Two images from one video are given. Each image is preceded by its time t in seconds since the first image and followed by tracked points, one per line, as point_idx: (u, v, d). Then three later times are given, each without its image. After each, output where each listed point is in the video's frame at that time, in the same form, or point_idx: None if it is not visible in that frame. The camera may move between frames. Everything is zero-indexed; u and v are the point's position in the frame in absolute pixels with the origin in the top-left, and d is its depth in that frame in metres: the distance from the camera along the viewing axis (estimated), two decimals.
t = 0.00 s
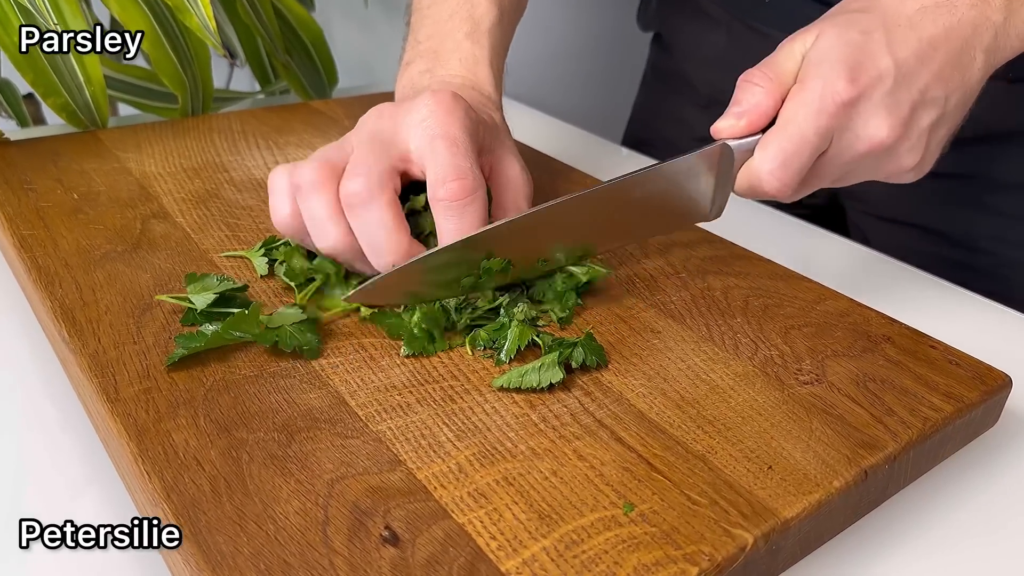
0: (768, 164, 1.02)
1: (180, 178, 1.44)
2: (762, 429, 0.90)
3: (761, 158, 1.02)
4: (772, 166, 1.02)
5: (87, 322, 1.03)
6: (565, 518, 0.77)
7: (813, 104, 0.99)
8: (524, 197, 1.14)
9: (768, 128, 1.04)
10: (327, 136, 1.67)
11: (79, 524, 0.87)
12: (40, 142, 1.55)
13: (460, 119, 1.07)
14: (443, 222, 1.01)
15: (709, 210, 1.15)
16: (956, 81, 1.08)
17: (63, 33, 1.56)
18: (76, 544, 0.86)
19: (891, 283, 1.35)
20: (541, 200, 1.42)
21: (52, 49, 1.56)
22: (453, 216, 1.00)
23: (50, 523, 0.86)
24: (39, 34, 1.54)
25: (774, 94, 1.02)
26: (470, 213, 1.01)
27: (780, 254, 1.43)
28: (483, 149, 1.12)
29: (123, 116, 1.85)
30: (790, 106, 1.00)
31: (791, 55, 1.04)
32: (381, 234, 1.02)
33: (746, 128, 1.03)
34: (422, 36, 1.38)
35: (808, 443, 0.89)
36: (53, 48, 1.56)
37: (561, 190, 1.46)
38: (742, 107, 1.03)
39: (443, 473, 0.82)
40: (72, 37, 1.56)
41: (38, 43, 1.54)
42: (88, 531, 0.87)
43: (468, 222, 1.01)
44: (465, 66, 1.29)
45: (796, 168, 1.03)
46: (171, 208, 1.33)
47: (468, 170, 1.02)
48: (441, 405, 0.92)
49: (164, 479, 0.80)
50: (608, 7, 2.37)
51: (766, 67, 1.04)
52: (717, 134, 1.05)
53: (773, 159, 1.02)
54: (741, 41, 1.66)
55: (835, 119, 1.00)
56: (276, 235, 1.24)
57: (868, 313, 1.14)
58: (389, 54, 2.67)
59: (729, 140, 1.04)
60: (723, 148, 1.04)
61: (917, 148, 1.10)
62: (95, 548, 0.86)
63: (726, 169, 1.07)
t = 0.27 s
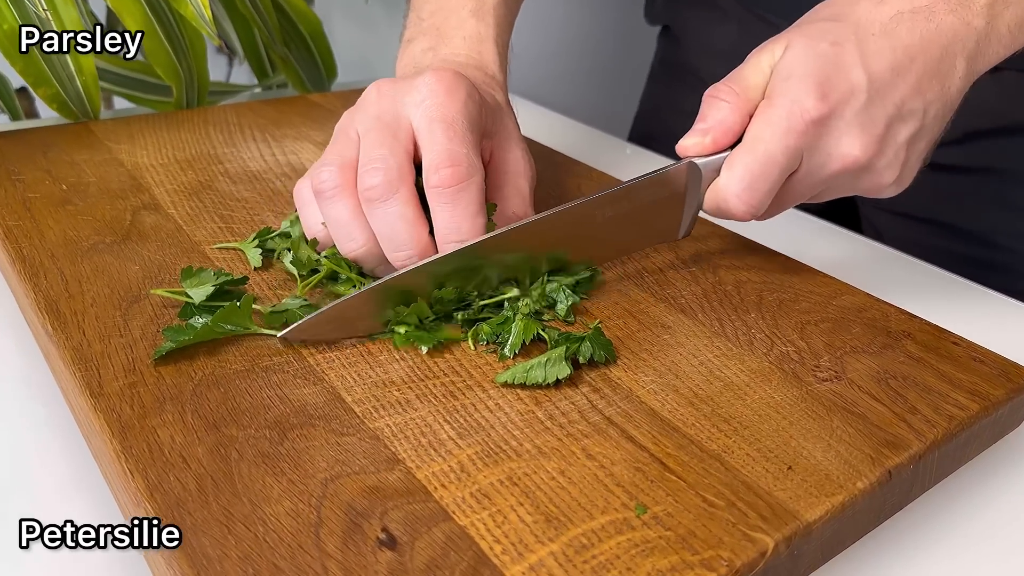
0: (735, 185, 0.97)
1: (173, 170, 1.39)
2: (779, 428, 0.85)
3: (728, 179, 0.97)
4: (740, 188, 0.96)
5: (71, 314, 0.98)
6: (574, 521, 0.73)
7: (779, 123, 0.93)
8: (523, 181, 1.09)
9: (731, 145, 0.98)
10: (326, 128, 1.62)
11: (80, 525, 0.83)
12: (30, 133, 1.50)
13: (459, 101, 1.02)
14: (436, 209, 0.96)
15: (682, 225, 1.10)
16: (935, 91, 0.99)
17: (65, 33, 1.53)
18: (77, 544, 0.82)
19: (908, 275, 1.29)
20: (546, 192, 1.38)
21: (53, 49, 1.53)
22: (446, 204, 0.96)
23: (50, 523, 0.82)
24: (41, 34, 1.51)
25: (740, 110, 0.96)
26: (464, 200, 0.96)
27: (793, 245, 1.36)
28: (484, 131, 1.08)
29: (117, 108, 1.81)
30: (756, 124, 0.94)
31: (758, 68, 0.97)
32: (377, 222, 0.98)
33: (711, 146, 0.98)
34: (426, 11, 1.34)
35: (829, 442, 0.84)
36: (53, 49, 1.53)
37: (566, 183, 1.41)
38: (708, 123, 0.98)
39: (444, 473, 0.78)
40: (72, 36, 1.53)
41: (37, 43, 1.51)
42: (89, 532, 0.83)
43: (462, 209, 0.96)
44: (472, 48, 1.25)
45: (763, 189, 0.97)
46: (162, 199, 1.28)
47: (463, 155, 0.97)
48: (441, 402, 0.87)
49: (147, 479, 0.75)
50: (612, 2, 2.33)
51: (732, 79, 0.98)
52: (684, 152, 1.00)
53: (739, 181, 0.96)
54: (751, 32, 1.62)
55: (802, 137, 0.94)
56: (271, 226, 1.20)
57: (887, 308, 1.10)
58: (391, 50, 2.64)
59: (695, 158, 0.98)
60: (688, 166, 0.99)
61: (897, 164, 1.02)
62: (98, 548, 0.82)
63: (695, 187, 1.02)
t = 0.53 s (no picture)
0: (791, 138, 0.92)
1: (165, 163, 1.35)
2: (798, 431, 0.81)
3: (783, 131, 0.92)
4: (797, 141, 0.92)
5: (54, 309, 0.94)
6: (583, 529, 0.68)
7: (840, 73, 0.90)
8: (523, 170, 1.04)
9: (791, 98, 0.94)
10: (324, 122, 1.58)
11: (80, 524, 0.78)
12: (19, 126, 1.46)
13: (460, 68, 0.99)
14: (429, 176, 0.92)
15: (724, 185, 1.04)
16: (994, 52, 0.99)
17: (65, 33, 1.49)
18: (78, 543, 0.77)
19: (921, 268, 1.25)
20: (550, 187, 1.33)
21: (53, 49, 1.49)
22: (439, 170, 0.92)
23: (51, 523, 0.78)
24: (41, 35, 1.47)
25: (798, 62, 0.93)
26: (458, 165, 0.92)
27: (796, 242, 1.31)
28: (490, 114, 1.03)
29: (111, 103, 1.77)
30: (814, 74, 0.91)
31: (816, 21, 0.94)
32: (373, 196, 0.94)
33: (767, 100, 0.95)
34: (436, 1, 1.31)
35: (851, 446, 0.79)
36: (54, 49, 1.49)
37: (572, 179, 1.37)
38: (764, 75, 0.94)
39: (444, 478, 0.73)
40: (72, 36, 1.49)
41: (38, 44, 1.48)
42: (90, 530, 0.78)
43: (456, 176, 0.92)
44: (484, 35, 1.21)
45: (820, 142, 0.93)
46: (154, 192, 1.24)
47: (458, 120, 0.94)
48: (441, 402, 0.83)
49: (129, 482, 0.70)
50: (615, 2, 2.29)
51: (789, 33, 0.95)
52: (738, 103, 0.96)
53: (797, 132, 0.92)
54: (762, 25, 1.58)
55: (863, 88, 0.91)
56: (265, 220, 1.15)
57: (907, 307, 1.05)
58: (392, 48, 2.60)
59: (749, 109, 0.94)
60: (741, 117, 0.95)
61: (953, 122, 1.00)
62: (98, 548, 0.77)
63: (745, 142, 0.97)
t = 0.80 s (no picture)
0: (765, 151, 0.87)
1: (157, 152, 1.30)
2: (821, 427, 0.76)
3: (757, 143, 0.87)
4: (771, 153, 0.87)
5: (37, 297, 0.89)
6: (594, 530, 0.63)
7: (811, 81, 0.84)
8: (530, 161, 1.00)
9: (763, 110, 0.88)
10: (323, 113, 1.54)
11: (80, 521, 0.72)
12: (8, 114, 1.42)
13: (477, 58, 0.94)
14: (448, 171, 0.88)
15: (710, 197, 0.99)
16: (968, 50, 0.92)
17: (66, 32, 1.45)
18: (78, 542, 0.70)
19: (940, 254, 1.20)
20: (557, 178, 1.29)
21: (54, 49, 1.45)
22: (459, 165, 0.87)
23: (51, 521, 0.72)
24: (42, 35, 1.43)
25: (768, 71, 0.87)
26: (480, 160, 0.87)
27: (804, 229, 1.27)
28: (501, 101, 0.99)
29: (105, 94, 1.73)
30: (786, 83, 0.85)
31: (783, 28, 0.88)
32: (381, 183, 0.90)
33: (738, 110, 0.89)
34: None
35: (878, 443, 0.75)
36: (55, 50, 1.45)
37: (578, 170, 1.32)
38: (733, 86, 0.89)
39: (446, 474, 0.68)
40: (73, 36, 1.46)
41: (38, 43, 1.44)
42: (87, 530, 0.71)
43: (476, 172, 0.88)
44: (490, 18, 1.17)
45: (796, 154, 0.87)
46: (145, 180, 1.20)
47: (479, 111, 0.89)
48: (443, 394, 0.78)
49: (108, 478, 0.66)
50: None
51: (759, 41, 0.89)
52: (710, 116, 0.90)
53: (770, 144, 0.86)
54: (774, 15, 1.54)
55: (836, 97, 0.85)
56: (260, 209, 1.11)
57: (929, 300, 1.00)
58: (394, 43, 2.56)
59: (722, 122, 0.89)
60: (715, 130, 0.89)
61: (931, 126, 0.94)
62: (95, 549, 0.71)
63: (723, 156, 0.92)
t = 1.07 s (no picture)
0: (816, 114, 0.85)
1: (148, 140, 1.27)
2: (837, 422, 0.72)
3: (809, 104, 0.85)
4: (823, 116, 0.84)
5: (16, 284, 0.85)
6: (599, 529, 0.59)
7: (868, 43, 0.83)
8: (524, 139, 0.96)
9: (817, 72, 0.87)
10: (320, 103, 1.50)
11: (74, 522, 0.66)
12: None
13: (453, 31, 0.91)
14: (426, 151, 0.85)
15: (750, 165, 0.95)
16: None
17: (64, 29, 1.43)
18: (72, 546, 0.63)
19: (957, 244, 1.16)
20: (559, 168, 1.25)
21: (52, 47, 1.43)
22: (436, 144, 0.84)
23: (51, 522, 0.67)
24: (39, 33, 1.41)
25: (822, 34, 0.87)
26: (457, 138, 0.84)
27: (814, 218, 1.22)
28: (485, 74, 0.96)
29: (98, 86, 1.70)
30: (840, 45, 0.84)
31: None
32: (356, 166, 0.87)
33: (792, 73, 0.88)
34: None
35: (899, 439, 0.71)
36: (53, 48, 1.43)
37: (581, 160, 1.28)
38: (789, 48, 0.89)
39: (440, 469, 0.64)
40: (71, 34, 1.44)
41: (38, 43, 1.42)
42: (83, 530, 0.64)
43: (455, 149, 0.85)
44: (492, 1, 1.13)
45: (851, 116, 0.85)
46: (134, 168, 1.16)
47: (455, 87, 0.86)
48: (439, 386, 0.74)
49: (81, 470, 0.62)
50: None
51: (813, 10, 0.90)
52: (761, 79, 0.90)
53: (824, 107, 0.84)
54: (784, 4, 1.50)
55: (893, 59, 0.83)
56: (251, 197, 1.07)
57: (946, 292, 0.96)
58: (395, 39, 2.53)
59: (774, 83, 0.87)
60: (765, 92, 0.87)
61: (988, 96, 0.91)
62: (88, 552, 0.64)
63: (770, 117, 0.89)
